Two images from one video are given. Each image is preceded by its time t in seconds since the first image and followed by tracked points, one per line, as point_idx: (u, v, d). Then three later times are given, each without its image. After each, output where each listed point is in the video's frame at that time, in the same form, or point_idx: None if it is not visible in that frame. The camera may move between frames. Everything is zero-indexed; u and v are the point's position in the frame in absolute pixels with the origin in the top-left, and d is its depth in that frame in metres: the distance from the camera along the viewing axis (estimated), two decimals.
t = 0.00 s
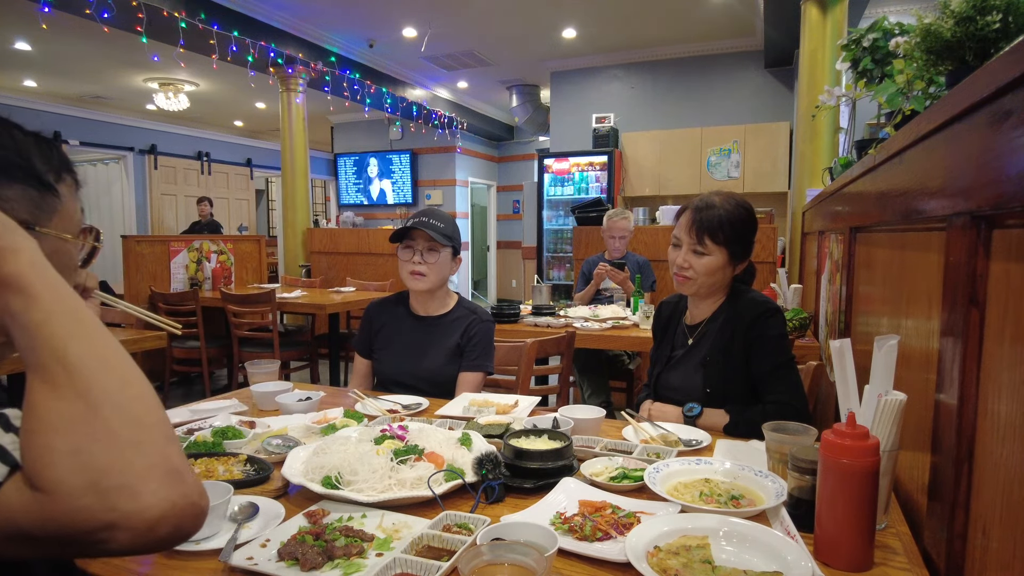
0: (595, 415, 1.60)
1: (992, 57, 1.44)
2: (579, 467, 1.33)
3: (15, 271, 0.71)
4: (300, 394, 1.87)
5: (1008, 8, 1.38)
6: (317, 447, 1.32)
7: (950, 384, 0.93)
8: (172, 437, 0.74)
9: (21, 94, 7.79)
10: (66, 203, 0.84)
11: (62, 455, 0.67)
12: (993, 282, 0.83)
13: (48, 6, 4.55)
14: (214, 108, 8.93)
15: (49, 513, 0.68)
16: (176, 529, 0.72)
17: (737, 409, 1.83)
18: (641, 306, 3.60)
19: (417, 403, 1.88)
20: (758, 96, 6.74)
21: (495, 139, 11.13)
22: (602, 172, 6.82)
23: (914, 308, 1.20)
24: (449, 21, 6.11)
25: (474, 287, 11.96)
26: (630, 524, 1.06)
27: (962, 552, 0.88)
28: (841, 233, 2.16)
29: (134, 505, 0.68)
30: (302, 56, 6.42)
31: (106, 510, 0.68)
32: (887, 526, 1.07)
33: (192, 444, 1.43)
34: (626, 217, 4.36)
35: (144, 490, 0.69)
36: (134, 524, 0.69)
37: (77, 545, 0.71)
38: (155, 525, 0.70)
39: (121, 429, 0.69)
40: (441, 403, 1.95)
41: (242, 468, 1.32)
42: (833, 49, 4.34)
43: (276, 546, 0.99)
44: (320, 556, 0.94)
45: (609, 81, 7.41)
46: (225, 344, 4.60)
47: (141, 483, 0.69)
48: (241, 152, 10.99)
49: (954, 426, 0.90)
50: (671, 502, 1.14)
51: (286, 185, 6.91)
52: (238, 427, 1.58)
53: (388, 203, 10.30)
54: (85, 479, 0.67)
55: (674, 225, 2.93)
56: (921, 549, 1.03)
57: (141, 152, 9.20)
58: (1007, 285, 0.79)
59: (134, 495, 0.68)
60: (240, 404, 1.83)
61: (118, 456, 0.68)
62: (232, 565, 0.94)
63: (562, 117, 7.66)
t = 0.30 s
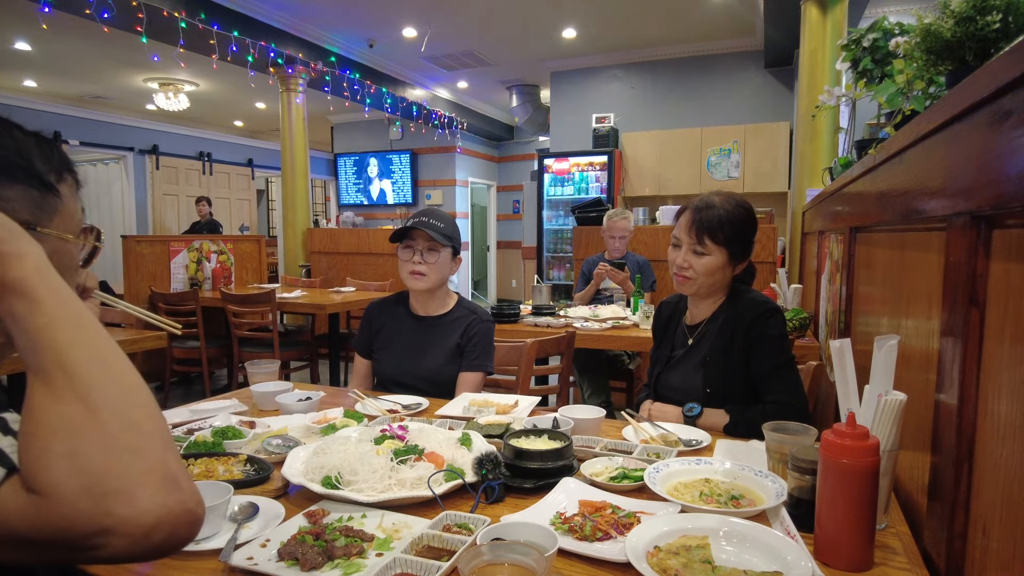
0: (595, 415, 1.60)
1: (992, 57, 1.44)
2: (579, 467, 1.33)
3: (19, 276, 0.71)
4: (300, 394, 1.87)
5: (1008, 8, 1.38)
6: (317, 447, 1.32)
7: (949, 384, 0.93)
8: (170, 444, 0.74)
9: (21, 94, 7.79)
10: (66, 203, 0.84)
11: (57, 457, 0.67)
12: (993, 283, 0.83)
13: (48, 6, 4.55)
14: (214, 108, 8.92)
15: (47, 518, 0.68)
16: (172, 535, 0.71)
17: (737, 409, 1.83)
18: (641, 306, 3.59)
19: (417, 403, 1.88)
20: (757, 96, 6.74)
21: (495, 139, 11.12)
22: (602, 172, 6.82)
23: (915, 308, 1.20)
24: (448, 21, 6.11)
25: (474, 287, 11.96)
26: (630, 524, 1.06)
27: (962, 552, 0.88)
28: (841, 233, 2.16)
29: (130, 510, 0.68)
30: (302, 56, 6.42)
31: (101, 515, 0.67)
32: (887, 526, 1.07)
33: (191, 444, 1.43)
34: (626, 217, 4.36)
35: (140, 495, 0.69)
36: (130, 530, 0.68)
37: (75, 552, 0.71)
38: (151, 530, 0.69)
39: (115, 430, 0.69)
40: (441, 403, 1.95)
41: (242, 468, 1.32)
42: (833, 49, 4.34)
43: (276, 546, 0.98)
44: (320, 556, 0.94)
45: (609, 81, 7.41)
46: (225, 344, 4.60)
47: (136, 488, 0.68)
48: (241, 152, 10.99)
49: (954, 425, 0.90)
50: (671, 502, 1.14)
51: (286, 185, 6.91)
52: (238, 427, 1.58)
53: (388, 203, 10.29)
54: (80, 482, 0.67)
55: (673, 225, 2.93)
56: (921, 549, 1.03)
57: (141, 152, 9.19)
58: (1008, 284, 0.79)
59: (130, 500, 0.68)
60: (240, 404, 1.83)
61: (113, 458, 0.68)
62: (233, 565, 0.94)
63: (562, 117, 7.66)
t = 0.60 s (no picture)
0: (595, 415, 1.60)
1: (992, 57, 1.44)
2: (579, 467, 1.33)
3: (67, 301, 0.64)
4: (300, 394, 1.87)
5: (1008, 9, 1.38)
6: (317, 447, 1.32)
7: (949, 384, 0.93)
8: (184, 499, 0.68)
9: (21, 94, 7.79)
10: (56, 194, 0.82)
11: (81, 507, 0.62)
12: (993, 282, 0.83)
13: (48, 6, 4.55)
14: (214, 108, 8.93)
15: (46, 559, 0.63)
16: None
17: (737, 409, 1.83)
18: (641, 306, 3.60)
19: (417, 402, 1.88)
20: (758, 96, 6.74)
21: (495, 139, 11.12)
22: (602, 172, 6.82)
23: (915, 308, 1.20)
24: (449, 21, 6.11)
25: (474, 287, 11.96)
26: (630, 524, 1.06)
27: (962, 552, 0.88)
28: (841, 233, 2.16)
29: (140, 566, 0.62)
30: (302, 56, 6.42)
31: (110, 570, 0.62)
32: (887, 526, 1.07)
33: (191, 444, 1.43)
34: (626, 217, 4.36)
35: (151, 553, 0.63)
36: None
37: None
38: None
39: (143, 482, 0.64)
40: (441, 403, 1.95)
41: (242, 468, 1.32)
42: (833, 49, 4.34)
43: (276, 546, 0.99)
44: (320, 556, 0.94)
45: (609, 81, 7.41)
46: (225, 343, 4.60)
47: (148, 545, 0.63)
48: (241, 152, 10.99)
49: (954, 425, 0.90)
50: (671, 502, 1.14)
51: (286, 185, 6.91)
52: (238, 427, 1.58)
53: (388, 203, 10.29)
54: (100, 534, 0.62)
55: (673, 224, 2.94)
56: (921, 549, 1.03)
57: (141, 152, 9.19)
58: (1008, 284, 0.79)
59: (141, 557, 0.62)
60: (240, 404, 1.83)
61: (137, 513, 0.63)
62: (233, 565, 0.94)
63: (562, 117, 7.66)
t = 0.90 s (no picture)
0: (595, 415, 1.60)
1: (992, 57, 1.44)
2: (579, 467, 1.33)
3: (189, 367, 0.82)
4: (300, 394, 1.87)
5: (1008, 9, 1.38)
6: (317, 447, 1.32)
7: (949, 385, 0.93)
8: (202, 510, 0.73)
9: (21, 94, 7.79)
10: (42, 192, 0.79)
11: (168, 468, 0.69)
12: (993, 283, 0.83)
13: (48, 6, 4.55)
14: (214, 108, 8.93)
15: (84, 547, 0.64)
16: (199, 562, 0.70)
17: (737, 409, 1.83)
18: (641, 306, 3.60)
19: (417, 403, 1.88)
20: (758, 96, 6.74)
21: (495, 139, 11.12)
22: (602, 172, 6.82)
23: (914, 308, 1.20)
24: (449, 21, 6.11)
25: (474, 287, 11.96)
26: (630, 524, 1.06)
27: (962, 552, 0.88)
28: (841, 233, 2.16)
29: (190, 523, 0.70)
30: (302, 56, 6.42)
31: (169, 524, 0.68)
32: (888, 527, 1.07)
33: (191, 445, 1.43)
34: (626, 217, 4.36)
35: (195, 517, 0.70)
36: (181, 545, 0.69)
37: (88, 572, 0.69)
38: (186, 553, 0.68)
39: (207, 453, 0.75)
40: (441, 403, 1.95)
41: (242, 468, 1.32)
42: (834, 49, 4.34)
43: (276, 546, 0.99)
44: (320, 556, 0.94)
45: (609, 81, 7.41)
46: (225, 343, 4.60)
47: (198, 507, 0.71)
48: (241, 152, 10.98)
49: (954, 426, 0.90)
50: (671, 502, 1.14)
51: (286, 185, 6.91)
52: (238, 427, 1.58)
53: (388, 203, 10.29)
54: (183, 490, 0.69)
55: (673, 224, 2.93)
56: (921, 549, 1.03)
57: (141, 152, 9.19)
58: (1008, 285, 0.79)
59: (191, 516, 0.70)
60: (240, 404, 1.83)
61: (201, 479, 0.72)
62: (233, 565, 0.93)
63: (562, 117, 7.66)
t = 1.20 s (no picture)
0: (595, 415, 1.60)
1: (991, 57, 1.44)
2: (579, 467, 1.33)
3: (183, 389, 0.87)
4: (300, 394, 1.87)
5: (1008, 9, 1.38)
6: (317, 447, 1.32)
7: (950, 384, 0.93)
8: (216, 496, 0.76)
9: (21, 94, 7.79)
10: (24, 184, 0.73)
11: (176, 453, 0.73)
12: (993, 282, 0.83)
13: (48, 6, 4.55)
14: (214, 108, 8.93)
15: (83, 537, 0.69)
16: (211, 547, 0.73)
17: (737, 409, 1.83)
18: (641, 306, 3.60)
19: (417, 402, 1.88)
20: (757, 96, 6.75)
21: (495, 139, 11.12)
22: (602, 172, 6.82)
23: (914, 307, 1.20)
24: (449, 21, 6.11)
25: (474, 287, 11.96)
26: (630, 524, 1.06)
27: (962, 552, 0.88)
28: (841, 233, 2.16)
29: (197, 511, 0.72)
30: (302, 56, 6.42)
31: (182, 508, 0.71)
32: (887, 527, 1.07)
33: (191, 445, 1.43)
34: (626, 217, 4.36)
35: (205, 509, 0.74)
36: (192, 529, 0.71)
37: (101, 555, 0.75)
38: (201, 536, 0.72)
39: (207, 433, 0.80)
40: (441, 403, 1.95)
41: (243, 468, 1.32)
42: (834, 49, 4.34)
43: (275, 546, 0.99)
44: (320, 556, 0.94)
45: (609, 81, 7.41)
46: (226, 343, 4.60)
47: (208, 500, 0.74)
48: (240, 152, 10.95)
49: (954, 426, 0.90)
50: (671, 502, 1.14)
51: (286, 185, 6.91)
52: (238, 427, 1.57)
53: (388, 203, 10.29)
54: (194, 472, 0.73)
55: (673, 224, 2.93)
56: (920, 548, 1.03)
57: (141, 152, 9.19)
58: (1008, 284, 0.79)
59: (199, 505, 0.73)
60: (240, 404, 1.83)
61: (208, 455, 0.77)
62: (233, 565, 0.94)
63: (562, 117, 7.66)
